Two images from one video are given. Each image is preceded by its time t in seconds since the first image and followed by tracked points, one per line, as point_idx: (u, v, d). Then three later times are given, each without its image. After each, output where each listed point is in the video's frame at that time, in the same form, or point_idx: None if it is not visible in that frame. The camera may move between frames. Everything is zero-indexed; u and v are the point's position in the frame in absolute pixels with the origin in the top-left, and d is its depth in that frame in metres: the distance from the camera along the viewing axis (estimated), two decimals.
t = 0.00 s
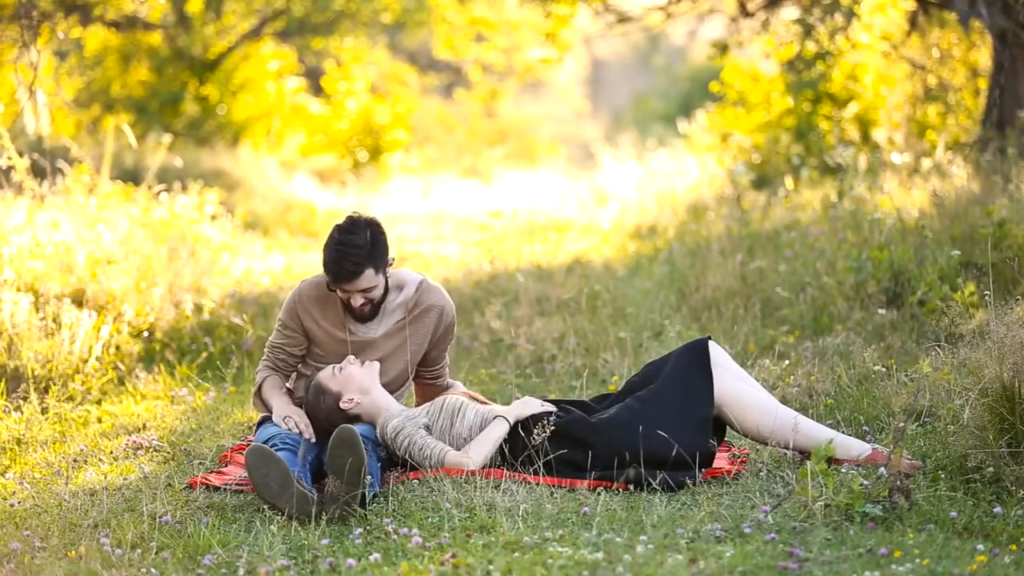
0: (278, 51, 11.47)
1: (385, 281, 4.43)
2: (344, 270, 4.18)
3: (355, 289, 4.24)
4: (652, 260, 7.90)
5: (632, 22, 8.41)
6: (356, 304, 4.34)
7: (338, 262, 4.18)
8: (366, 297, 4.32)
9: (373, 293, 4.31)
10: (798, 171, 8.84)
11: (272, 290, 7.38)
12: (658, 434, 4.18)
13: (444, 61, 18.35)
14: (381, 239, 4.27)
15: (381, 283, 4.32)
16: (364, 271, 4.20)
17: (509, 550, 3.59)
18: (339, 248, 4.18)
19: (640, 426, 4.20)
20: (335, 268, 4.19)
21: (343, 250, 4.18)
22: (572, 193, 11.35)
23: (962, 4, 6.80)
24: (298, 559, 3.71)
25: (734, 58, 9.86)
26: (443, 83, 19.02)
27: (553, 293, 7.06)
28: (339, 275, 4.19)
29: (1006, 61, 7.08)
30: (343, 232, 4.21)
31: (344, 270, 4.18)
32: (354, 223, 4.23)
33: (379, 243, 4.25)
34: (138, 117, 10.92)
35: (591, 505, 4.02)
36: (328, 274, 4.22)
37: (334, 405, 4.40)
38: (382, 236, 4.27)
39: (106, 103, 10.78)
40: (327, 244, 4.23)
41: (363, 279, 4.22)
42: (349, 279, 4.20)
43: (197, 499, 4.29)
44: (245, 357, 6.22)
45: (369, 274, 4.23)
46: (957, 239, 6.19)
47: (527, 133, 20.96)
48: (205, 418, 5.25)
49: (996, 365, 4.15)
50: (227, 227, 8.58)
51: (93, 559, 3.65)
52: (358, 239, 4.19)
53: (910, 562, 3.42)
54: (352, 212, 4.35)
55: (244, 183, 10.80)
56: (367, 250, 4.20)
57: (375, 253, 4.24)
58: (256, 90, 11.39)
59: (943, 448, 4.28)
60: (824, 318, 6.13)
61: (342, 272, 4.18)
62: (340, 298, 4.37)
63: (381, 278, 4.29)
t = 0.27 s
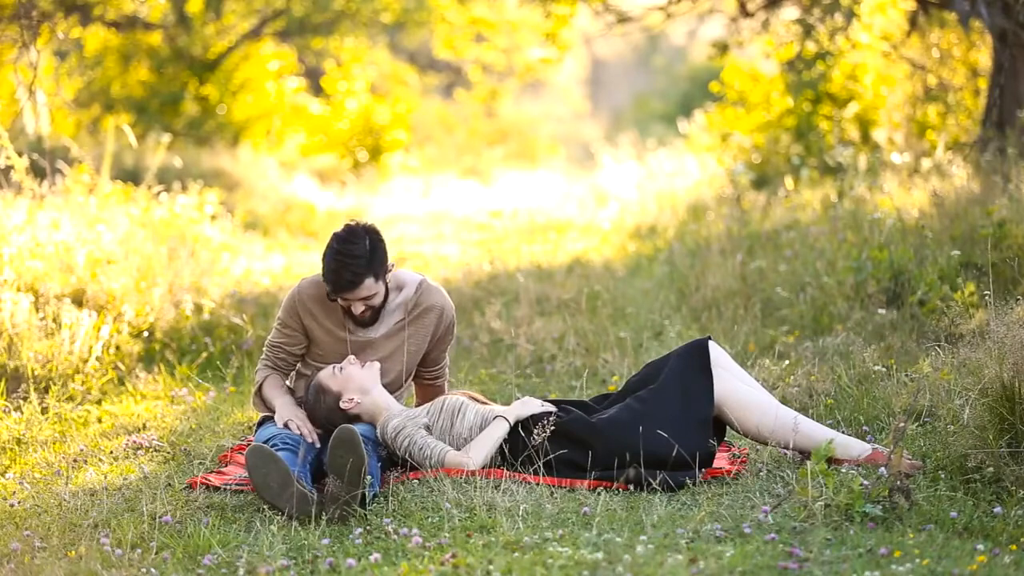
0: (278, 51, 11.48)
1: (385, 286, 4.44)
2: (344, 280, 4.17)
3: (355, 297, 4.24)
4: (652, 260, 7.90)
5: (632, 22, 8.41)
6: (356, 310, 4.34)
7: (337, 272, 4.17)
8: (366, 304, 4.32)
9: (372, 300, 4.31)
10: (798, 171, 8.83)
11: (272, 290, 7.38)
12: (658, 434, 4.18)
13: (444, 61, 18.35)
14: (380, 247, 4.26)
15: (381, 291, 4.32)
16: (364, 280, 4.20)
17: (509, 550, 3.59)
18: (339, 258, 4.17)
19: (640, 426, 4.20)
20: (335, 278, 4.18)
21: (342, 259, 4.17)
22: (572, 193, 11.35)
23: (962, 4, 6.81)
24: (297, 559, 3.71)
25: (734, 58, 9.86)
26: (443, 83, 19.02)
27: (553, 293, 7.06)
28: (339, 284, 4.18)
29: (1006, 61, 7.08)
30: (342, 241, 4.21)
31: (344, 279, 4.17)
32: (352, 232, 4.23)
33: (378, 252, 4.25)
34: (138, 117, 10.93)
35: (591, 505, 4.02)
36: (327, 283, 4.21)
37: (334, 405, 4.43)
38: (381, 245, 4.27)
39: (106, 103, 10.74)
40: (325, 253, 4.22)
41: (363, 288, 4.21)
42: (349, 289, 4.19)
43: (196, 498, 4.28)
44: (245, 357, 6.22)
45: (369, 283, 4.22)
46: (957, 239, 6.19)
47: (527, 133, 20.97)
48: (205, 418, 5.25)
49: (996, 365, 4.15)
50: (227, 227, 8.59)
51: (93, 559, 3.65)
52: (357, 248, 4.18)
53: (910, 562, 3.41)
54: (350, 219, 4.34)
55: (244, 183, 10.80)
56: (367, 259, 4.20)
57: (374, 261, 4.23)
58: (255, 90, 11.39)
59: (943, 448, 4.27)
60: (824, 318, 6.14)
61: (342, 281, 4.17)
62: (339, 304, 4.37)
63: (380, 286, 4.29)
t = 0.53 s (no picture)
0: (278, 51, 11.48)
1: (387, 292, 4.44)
2: (346, 284, 4.17)
3: (357, 301, 4.23)
4: (652, 260, 7.91)
5: (632, 22, 8.40)
6: (358, 314, 4.34)
7: (340, 276, 4.17)
8: (368, 308, 4.32)
9: (374, 305, 4.31)
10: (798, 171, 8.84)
11: (272, 290, 7.39)
12: (658, 434, 4.18)
13: (444, 61, 18.35)
14: (383, 252, 4.26)
15: (383, 296, 4.32)
16: (366, 285, 4.19)
17: (509, 550, 3.59)
18: (341, 262, 4.17)
19: (640, 426, 4.19)
20: (337, 283, 4.18)
21: (344, 264, 4.17)
22: (572, 193, 11.35)
23: (962, 4, 6.81)
24: (297, 559, 3.71)
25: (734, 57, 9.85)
26: (443, 83, 19.02)
27: (553, 293, 7.06)
28: (341, 289, 4.18)
29: (1006, 61, 7.08)
30: (344, 245, 4.21)
31: (346, 284, 4.17)
32: (355, 236, 4.22)
33: (381, 257, 4.25)
34: (138, 117, 10.92)
35: (591, 505, 4.02)
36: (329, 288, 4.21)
37: (334, 404, 4.43)
38: (384, 250, 4.26)
39: (106, 103, 10.78)
40: (328, 257, 4.22)
41: (366, 292, 4.21)
42: (351, 293, 4.19)
43: (196, 498, 4.28)
44: (245, 357, 6.22)
45: (371, 288, 4.22)
46: (957, 239, 6.19)
47: (527, 133, 20.97)
48: (205, 418, 5.25)
49: (996, 365, 4.15)
50: (227, 227, 8.59)
51: (93, 559, 3.65)
52: (359, 253, 4.18)
53: (910, 562, 3.42)
54: (353, 224, 4.34)
55: (244, 183, 10.80)
56: (369, 263, 4.20)
57: (377, 266, 4.23)
58: (255, 90, 11.38)
59: (943, 447, 4.27)
60: (824, 318, 6.14)
61: (344, 286, 4.17)
62: (341, 309, 4.37)
63: (383, 290, 4.29)
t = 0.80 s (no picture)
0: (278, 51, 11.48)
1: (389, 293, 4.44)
2: (350, 285, 4.17)
3: (360, 302, 4.23)
4: (652, 260, 7.91)
5: (632, 22, 8.40)
6: (360, 315, 4.34)
7: (343, 276, 4.17)
8: (370, 309, 4.32)
9: (377, 305, 4.31)
10: (798, 171, 8.84)
11: (272, 290, 7.39)
12: (658, 434, 4.18)
13: (444, 61, 18.35)
14: (387, 253, 4.26)
15: (386, 297, 4.32)
16: (369, 286, 4.19)
17: (509, 550, 3.59)
18: (345, 263, 4.18)
19: (640, 426, 4.19)
20: (340, 283, 4.18)
21: (348, 265, 4.17)
22: (572, 193, 11.35)
23: (962, 4, 6.81)
24: (297, 559, 3.71)
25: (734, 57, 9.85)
26: (443, 83, 19.02)
27: (553, 293, 7.06)
28: (344, 290, 4.18)
29: (1006, 61, 7.08)
30: (349, 246, 4.21)
31: (349, 284, 4.17)
32: (359, 237, 4.23)
33: (385, 258, 4.25)
34: (138, 117, 10.92)
35: (591, 505, 4.02)
36: (332, 288, 4.21)
37: (334, 403, 4.42)
38: (388, 251, 4.26)
39: (106, 103, 10.79)
40: (332, 257, 4.23)
41: (368, 293, 4.21)
42: (354, 294, 4.19)
43: (197, 498, 4.28)
44: (245, 357, 6.22)
45: (374, 289, 4.22)
46: (957, 239, 6.19)
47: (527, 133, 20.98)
48: (205, 418, 5.25)
49: (996, 365, 4.15)
50: (227, 228, 8.59)
51: (93, 559, 3.65)
52: (363, 255, 4.18)
53: (910, 562, 3.42)
54: (357, 225, 4.35)
55: (244, 183, 10.79)
56: (373, 264, 4.20)
57: (381, 267, 4.23)
58: (255, 90, 11.38)
59: (943, 447, 4.27)
60: (824, 318, 6.14)
61: (347, 287, 4.17)
62: (344, 309, 4.37)
63: (385, 291, 4.29)
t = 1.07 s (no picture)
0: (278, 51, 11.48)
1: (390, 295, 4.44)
2: (350, 288, 4.17)
3: (360, 305, 4.23)
4: (652, 260, 7.91)
5: (632, 22, 8.40)
6: (361, 317, 4.35)
7: (343, 279, 4.17)
8: (370, 310, 4.32)
9: (377, 307, 4.31)
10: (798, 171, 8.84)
11: (272, 290, 7.39)
12: (658, 434, 4.18)
13: (444, 61, 18.35)
14: (388, 255, 4.26)
15: (386, 299, 4.32)
16: (370, 288, 4.19)
17: (509, 550, 3.59)
18: (345, 265, 4.18)
19: (640, 426, 4.19)
20: (340, 286, 4.18)
21: (349, 268, 4.17)
22: (572, 193, 11.35)
23: (962, 4, 6.80)
24: (297, 559, 3.71)
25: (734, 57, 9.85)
26: (443, 83, 19.02)
27: (553, 293, 7.06)
28: (344, 292, 4.18)
29: (1006, 61, 7.08)
30: (349, 248, 4.21)
31: (350, 287, 4.17)
32: (360, 240, 4.23)
33: (386, 261, 4.25)
34: (138, 117, 10.92)
35: (591, 505, 4.02)
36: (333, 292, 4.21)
37: (334, 404, 4.40)
38: (388, 254, 4.26)
39: (106, 103, 10.79)
40: (333, 259, 4.23)
41: (369, 295, 4.21)
42: (355, 297, 4.19)
43: (197, 498, 4.28)
44: (245, 357, 6.22)
45: (375, 291, 4.22)
46: (957, 239, 6.19)
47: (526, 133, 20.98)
48: (205, 418, 5.25)
49: (996, 365, 4.15)
50: (227, 228, 8.59)
51: (93, 559, 3.65)
52: (363, 257, 4.18)
53: (910, 562, 3.42)
54: (358, 227, 4.35)
55: (244, 183, 10.79)
56: (374, 267, 4.20)
57: (381, 269, 4.23)
58: (255, 90, 11.37)
59: (943, 447, 4.27)
60: (824, 318, 6.14)
61: (348, 290, 4.17)
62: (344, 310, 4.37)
63: (386, 294, 4.29)
